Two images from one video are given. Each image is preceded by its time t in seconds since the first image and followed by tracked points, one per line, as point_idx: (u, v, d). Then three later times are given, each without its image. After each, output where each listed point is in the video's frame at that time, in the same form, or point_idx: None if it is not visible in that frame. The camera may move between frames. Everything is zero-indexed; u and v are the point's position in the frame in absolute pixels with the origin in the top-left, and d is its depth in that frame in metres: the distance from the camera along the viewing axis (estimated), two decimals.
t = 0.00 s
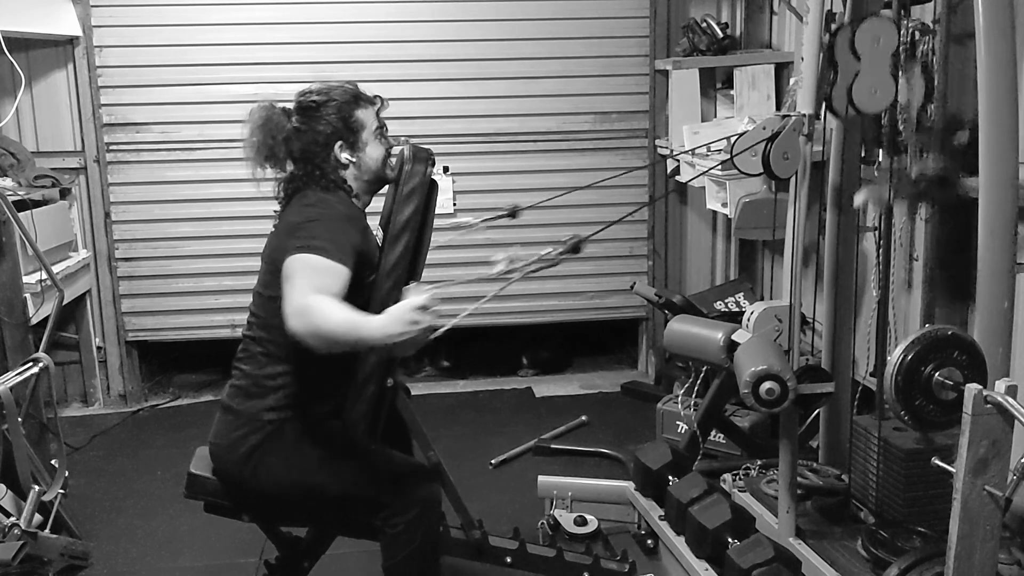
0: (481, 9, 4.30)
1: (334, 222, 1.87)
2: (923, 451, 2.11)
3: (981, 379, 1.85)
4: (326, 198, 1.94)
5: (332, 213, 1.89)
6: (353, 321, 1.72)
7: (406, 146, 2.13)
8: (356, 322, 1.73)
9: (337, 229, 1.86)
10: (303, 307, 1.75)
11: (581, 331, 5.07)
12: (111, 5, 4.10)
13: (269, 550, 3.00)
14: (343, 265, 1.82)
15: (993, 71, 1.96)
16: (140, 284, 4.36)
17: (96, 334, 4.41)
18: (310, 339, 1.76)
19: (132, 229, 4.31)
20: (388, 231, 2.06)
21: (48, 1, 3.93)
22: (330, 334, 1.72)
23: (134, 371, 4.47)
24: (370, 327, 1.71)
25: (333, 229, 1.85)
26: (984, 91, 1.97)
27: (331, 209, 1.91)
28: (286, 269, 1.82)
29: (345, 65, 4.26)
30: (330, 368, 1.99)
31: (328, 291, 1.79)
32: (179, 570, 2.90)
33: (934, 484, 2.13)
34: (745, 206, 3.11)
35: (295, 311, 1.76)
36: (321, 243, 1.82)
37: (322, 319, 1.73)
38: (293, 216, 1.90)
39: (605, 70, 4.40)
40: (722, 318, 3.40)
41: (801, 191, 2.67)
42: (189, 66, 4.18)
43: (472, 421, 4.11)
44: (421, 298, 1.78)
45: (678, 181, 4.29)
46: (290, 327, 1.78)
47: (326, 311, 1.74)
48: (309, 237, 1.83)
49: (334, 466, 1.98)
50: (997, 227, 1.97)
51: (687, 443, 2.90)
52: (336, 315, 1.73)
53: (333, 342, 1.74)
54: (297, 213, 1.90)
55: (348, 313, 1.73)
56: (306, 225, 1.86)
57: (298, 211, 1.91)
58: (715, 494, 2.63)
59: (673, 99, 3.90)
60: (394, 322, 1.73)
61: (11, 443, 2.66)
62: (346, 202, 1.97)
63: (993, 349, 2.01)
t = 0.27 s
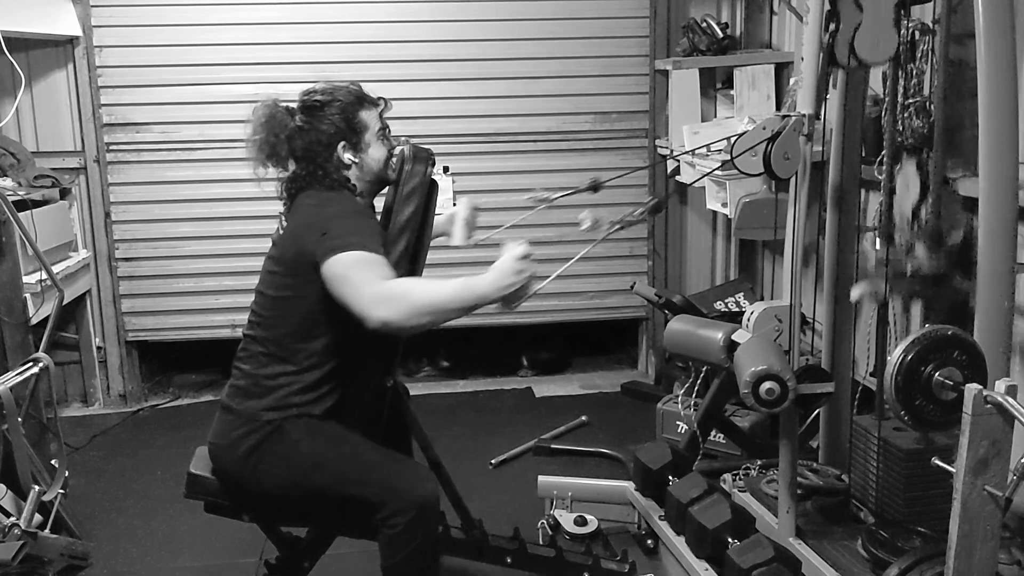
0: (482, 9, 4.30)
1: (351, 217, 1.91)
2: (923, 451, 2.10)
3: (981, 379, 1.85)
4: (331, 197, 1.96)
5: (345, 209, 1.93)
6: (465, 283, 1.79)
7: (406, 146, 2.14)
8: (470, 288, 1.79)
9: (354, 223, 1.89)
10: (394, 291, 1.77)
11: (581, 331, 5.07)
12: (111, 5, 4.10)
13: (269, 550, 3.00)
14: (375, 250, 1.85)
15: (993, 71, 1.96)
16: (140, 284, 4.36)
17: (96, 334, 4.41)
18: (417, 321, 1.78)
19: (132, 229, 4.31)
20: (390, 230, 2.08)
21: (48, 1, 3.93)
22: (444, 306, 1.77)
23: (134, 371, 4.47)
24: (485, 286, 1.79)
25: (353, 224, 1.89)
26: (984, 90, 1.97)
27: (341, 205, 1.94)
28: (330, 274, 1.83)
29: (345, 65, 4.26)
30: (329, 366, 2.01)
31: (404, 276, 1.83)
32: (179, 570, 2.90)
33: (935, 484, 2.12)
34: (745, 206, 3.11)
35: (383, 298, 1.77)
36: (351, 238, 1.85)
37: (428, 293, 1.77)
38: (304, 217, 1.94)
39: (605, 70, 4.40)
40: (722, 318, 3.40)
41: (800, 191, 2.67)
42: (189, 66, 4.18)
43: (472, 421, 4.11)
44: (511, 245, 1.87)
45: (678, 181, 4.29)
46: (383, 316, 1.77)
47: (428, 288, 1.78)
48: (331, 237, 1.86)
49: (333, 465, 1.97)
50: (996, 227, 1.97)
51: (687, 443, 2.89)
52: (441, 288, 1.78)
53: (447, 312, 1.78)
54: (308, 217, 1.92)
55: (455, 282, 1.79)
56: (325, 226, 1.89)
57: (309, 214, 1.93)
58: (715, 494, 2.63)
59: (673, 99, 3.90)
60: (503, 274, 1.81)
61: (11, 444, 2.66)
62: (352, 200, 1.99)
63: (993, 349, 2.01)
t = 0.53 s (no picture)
0: (482, 9, 4.30)
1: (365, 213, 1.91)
2: (922, 451, 2.10)
3: (981, 379, 1.85)
4: (337, 196, 1.96)
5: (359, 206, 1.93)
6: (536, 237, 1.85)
7: (406, 146, 2.15)
8: (544, 243, 1.84)
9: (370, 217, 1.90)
10: (465, 261, 1.81)
11: (582, 331, 5.07)
12: (111, 5, 4.10)
13: (269, 550, 3.00)
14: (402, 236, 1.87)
15: (993, 71, 1.96)
16: (140, 284, 4.36)
17: (96, 334, 4.41)
18: (495, 282, 1.82)
19: (132, 229, 4.31)
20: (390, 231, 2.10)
21: (48, 1, 3.93)
22: (521, 263, 1.82)
23: (134, 371, 4.47)
24: (558, 237, 1.85)
25: (371, 219, 1.89)
26: (983, 91, 1.97)
27: (348, 203, 1.94)
28: (372, 272, 1.84)
29: (345, 65, 4.26)
30: (329, 365, 2.01)
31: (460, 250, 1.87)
32: (179, 570, 2.90)
33: (935, 484, 2.12)
34: (745, 206, 3.11)
35: (457, 269, 1.80)
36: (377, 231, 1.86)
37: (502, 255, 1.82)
38: (313, 216, 1.94)
39: (605, 70, 4.40)
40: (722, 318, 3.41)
41: (800, 191, 2.67)
42: (189, 66, 4.18)
43: (472, 421, 4.11)
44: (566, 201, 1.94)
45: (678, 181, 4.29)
46: (461, 286, 1.80)
47: (498, 252, 1.83)
48: (352, 238, 1.87)
49: (332, 465, 1.97)
50: (996, 227, 1.97)
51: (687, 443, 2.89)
52: (512, 247, 1.83)
53: (525, 269, 1.83)
54: (320, 220, 1.92)
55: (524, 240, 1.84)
56: (344, 228, 1.89)
57: (320, 215, 1.93)
58: (715, 494, 2.63)
59: (673, 99, 3.90)
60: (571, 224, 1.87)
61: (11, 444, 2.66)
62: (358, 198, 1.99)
63: (993, 349, 2.01)
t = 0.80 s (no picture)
0: (482, 9, 4.30)
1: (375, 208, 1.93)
2: (922, 450, 2.09)
3: (981, 379, 1.84)
4: (340, 195, 1.98)
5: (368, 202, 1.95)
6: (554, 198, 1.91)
7: (406, 145, 2.17)
8: (574, 211, 1.89)
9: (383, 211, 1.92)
10: (494, 229, 1.86)
11: (581, 331, 5.07)
12: (111, 5, 4.10)
13: (270, 550, 3.00)
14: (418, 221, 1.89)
15: (993, 71, 1.96)
16: (140, 284, 4.36)
17: (96, 334, 4.41)
18: (528, 249, 1.86)
19: (132, 229, 4.31)
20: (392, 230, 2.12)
21: (48, 1, 3.93)
22: (554, 229, 1.86)
23: (134, 371, 4.47)
24: (588, 204, 1.89)
25: (380, 214, 1.91)
26: (983, 91, 1.97)
27: (355, 202, 1.95)
28: (393, 261, 1.86)
29: (345, 65, 4.26)
30: (330, 365, 2.01)
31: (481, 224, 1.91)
32: (179, 570, 2.90)
33: (935, 484, 2.10)
34: (745, 206, 3.11)
35: (488, 238, 1.85)
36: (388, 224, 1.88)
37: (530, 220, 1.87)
38: (320, 215, 1.95)
39: (605, 70, 4.40)
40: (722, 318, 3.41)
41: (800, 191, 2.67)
42: (189, 66, 4.18)
43: (473, 420, 4.11)
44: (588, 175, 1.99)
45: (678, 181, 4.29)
46: (496, 254, 1.85)
47: (527, 222, 1.87)
48: (361, 234, 1.89)
49: (332, 465, 1.97)
50: (996, 227, 1.97)
51: (687, 443, 2.90)
52: (541, 216, 1.88)
53: (558, 235, 1.87)
54: (328, 217, 1.94)
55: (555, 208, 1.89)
56: (354, 224, 1.91)
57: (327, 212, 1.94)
58: (715, 494, 2.63)
59: (673, 99, 3.90)
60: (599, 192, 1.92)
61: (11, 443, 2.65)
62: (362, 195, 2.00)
63: (993, 348, 2.01)
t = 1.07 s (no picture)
0: (482, 9, 4.30)
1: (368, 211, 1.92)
2: (921, 451, 2.09)
3: (981, 379, 1.85)
4: (339, 194, 1.97)
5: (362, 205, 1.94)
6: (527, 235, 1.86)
7: (406, 146, 2.15)
8: (534, 245, 1.85)
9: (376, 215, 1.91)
10: (458, 263, 1.81)
11: (581, 331, 5.07)
12: (111, 5, 4.10)
13: (269, 550, 3.00)
14: (396, 235, 1.87)
15: (992, 71, 1.96)
16: (140, 284, 4.37)
17: (96, 334, 4.41)
18: (487, 283, 1.82)
19: (132, 229, 4.31)
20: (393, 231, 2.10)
21: (48, 1, 3.93)
22: (513, 263, 1.82)
23: (134, 371, 4.47)
24: (549, 238, 1.85)
25: (371, 218, 1.90)
26: (983, 92, 1.97)
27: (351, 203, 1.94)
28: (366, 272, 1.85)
29: (345, 65, 4.26)
30: (330, 365, 2.01)
31: (451, 252, 1.87)
32: (179, 570, 2.90)
33: (936, 484, 2.10)
34: (745, 206, 3.11)
35: (452, 271, 1.81)
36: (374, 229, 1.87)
37: (495, 256, 1.82)
38: (316, 215, 1.94)
39: (605, 70, 4.40)
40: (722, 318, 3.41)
41: (799, 191, 2.68)
42: (189, 66, 4.18)
43: (472, 420, 4.11)
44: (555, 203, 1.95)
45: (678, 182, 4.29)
46: (452, 290, 1.80)
47: (489, 254, 1.83)
48: (351, 235, 1.88)
49: (332, 465, 1.97)
50: (996, 227, 1.97)
51: (687, 443, 2.88)
52: (503, 248, 1.84)
53: (517, 270, 1.83)
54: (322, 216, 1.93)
55: (515, 241, 1.85)
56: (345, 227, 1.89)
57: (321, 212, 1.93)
58: (715, 494, 2.63)
59: (673, 99, 3.90)
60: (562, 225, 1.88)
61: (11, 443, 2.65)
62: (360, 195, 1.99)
63: (993, 348, 2.01)
